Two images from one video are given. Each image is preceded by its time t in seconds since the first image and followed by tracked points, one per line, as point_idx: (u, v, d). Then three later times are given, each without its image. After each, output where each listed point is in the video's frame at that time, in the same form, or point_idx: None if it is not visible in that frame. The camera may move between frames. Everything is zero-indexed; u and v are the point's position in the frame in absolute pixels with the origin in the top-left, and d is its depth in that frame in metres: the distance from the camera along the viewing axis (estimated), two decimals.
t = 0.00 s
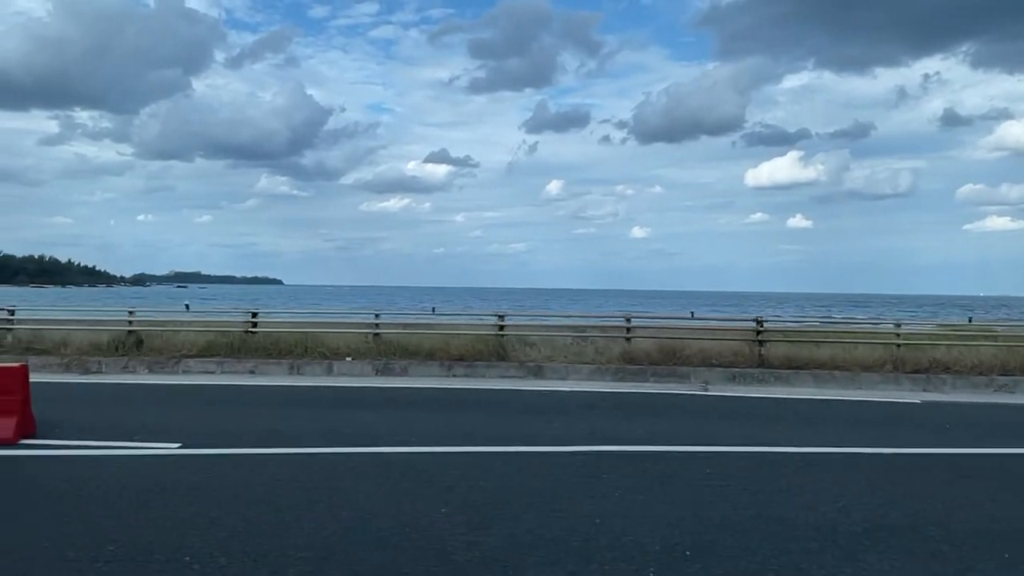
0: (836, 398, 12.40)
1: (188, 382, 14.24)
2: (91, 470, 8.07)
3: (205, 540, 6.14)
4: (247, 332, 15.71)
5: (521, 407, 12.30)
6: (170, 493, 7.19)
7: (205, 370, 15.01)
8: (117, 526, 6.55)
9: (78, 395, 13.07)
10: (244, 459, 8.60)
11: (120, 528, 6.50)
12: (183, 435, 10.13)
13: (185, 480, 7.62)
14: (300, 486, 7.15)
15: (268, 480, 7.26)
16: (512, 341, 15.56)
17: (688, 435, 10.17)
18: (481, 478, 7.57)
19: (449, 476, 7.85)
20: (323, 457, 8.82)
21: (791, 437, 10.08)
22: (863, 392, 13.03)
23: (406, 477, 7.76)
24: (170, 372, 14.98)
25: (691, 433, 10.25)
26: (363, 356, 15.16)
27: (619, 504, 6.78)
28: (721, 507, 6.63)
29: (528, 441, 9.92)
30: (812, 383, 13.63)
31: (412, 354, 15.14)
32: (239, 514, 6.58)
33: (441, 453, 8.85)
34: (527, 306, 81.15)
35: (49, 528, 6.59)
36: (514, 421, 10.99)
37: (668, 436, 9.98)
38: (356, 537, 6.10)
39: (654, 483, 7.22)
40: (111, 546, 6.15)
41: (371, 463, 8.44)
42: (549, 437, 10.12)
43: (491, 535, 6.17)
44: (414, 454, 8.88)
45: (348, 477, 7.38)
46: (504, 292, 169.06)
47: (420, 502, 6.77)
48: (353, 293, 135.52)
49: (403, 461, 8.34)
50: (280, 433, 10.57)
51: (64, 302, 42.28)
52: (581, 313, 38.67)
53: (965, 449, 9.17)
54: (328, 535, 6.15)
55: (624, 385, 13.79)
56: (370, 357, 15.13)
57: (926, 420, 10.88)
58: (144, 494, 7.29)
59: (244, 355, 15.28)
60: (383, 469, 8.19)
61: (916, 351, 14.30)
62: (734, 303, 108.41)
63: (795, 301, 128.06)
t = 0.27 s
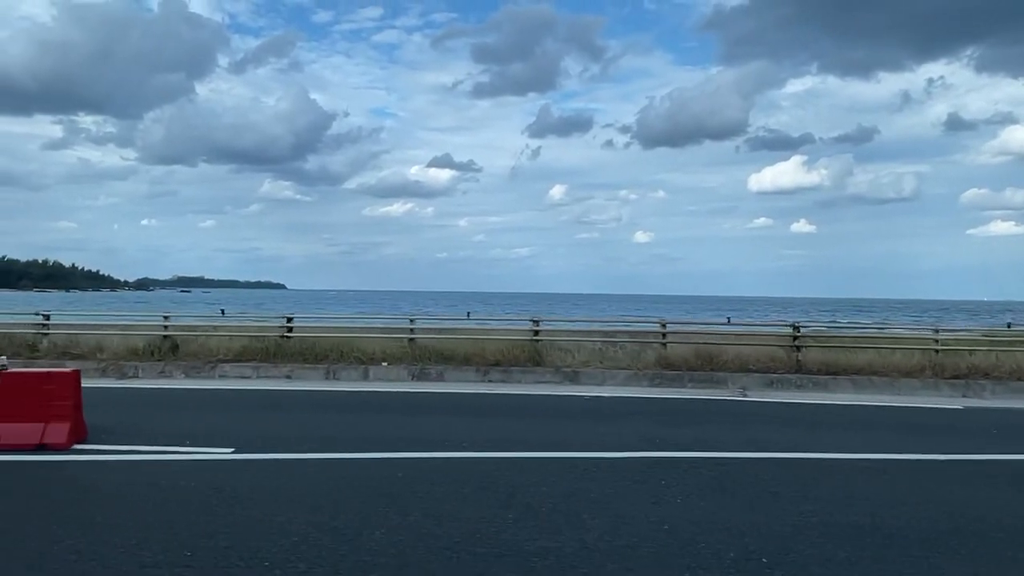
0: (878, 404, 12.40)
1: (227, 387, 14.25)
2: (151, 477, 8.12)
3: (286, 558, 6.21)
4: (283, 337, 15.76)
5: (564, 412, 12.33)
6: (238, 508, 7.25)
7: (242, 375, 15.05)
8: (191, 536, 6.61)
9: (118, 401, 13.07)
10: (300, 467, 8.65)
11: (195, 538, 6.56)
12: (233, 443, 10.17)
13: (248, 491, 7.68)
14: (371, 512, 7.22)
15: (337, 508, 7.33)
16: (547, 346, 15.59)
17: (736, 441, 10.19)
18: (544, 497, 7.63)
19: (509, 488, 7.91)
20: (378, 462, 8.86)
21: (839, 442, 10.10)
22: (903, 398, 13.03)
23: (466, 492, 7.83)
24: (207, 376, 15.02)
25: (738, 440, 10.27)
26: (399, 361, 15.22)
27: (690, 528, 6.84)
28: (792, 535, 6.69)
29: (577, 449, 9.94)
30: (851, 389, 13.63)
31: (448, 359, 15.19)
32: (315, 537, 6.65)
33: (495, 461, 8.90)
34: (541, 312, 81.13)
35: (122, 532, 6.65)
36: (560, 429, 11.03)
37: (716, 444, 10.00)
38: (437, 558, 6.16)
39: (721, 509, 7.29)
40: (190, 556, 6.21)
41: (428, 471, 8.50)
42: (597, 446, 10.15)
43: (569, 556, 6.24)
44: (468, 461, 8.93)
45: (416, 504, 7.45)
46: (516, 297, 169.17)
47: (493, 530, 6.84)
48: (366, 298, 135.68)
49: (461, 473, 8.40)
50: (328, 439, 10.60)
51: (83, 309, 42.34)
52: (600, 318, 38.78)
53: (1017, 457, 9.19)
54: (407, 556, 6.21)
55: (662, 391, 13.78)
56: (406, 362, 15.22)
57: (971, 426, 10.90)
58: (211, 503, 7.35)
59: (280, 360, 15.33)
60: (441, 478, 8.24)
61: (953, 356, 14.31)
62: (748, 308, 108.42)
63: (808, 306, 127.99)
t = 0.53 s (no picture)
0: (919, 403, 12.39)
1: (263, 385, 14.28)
2: (210, 480, 8.14)
3: (359, 556, 6.21)
4: (317, 335, 15.79)
5: (603, 410, 12.33)
6: (301, 509, 7.26)
7: (277, 373, 15.10)
8: (260, 536, 6.62)
9: (158, 398, 13.10)
10: (355, 468, 8.66)
11: (265, 538, 6.57)
12: (282, 441, 10.17)
13: (309, 493, 7.69)
14: (435, 513, 7.22)
15: (400, 509, 7.33)
16: (581, 345, 15.59)
17: (784, 440, 10.18)
18: (604, 496, 7.64)
19: (568, 488, 7.91)
20: (432, 461, 8.87)
21: (889, 440, 10.07)
22: (942, 397, 13.03)
23: (525, 492, 7.82)
24: (242, 374, 15.05)
25: (786, 440, 10.26)
26: (433, 359, 15.25)
27: (757, 527, 6.83)
28: (861, 535, 6.68)
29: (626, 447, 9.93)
30: (888, 387, 13.63)
31: (482, 357, 15.21)
32: (384, 537, 6.65)
33: (548, 459, 8.89)
34: (553, 309, 81.09)
35: (191, 533, 6.66)
36: (607, 429, 11.09)
37: (766, 443, 9.98)
38: (510, 558, 6.16)
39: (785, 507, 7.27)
40: (263, 556, 6.22)
41: (483, 470, 8.50)
42: (645, 445, 10.14)
43: (642, 556, 6.23)
44: (521, 459, 8.93)
45: (478, 505, 7.45)
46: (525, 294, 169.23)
47: (560, 531, 6.83)
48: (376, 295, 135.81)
49: (517, 473, 8.39)
50: (375, 438, 10.60)
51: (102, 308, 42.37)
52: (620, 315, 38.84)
53: None
54: (479, 556, 6.21)
55: (699, 390, 13.79)
56: (440, 360, 15.24)
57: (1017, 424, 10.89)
58: (274, 504, 7.36)
59: (315, 358, 15.36)
60: (498, 477, 8.24)
61: (989, 354, 14.29)
62: (758, 305, 108.40)
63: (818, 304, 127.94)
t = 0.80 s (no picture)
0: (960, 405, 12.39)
1: (300, 387, 14.30)
2: (269, 481, 8.16)
3: (434, 560, 6.20)
4: (351, 337, 15.82)
5: (645, 411, 12.34)
6: (365, 511, 7.28)
7: (313, 374, 15.14)
8: (331, 540, 6.62)
9: (198, 400, 13.13)
10: (412, 470, 8.67)
11: (336, 541, 6.56)
12: (333, 443, 10.18)
13: (370, 497, 7.69)
14: (499, 515, 7.22)
15: (465, 512, 7.33)
16: (616, 346, 15.59)
17: (836, 444, 10.16)
18: (665, 499, 7.66)
19: (627, 491, 7.90)
20: (486, 464, 8.87)
21: (942, 444, 10.03)
22: (982, 399, 13.03)
23: (586, 494, 7.82)
24: (278, 376, 15.08)
25: (837, 444, 10.23)
26: (468, 361, 15.24)
27: (824, 530, 6.83)
28: (933, 538, 6.68)
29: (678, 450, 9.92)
30: (926, 390, 13.63)
31: (518, 359, 15.20)
32: (455, 540, 6.65)
33: (603, 462, 8.89)
34: (566, 310, 81.07)
35: (260, 537, 6.66)
36: (652, 431, 11.11)
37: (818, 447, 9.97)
38: (586, 562, 6.15)
39: (849, 510, 7.27)
40: (337, 559, 6.21)
41: (540, 473, 8.50)
42: (695, 448, 10.13)
43: (718, 561, 6.22)
44: (576, 461, 8.92)
45: (542, 507, 7.44)
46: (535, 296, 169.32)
47: (629, 534, 6.83)
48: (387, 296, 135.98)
49: (574, 475, 8.39)
50: (423, 438, 10.63)
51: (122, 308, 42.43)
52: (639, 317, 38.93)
53: None
54: (553, 559, 6.23)
55: (737, 392, 13.78)
56: (475, 362, 15.23)
57: None
58: (337, 506, 7.36)
59: (350, 360, 15.40)
60: (556, 480, 8.24)
61: None
62: (770, 307, 108.38)
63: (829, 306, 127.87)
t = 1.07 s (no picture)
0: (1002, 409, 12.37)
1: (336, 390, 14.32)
2: (328, 484, 8.16)
3: (509, 564, 6.20)
4: (386, 340, 15.84)
5: (686, 414, 12.34)
6: (429, 514, 7.29)
7: (347, 378, 15.15)
8: (400, 544, 6.61)
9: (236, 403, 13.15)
10: (467, 471, 8.66)
11: (406, 545, 6.57)
12: (382, 446, 10.19)
13: (430, 501, 7.69)
14: (564, 519, 7.21)
15: (529, 516, 7.32)
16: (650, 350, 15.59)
17: (886, 448, 10.15)
18: (725, 501, 7.66)
19: (687, 494, 7.89)
20: (540, 468, 8.87)
21: (992, 448, 10.02)
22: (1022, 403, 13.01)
23: (647, 497, 7.81)
24: (313, 379, 15.09)
25: (886, 448, 10.21)
26: (503, 364, 15.25)
27: (891, 533, 6.82)
28: (1002, 542, 6.66)
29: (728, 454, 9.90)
30: (964, 394, 13.61)
31: (552, 363, 15.20)
32: (524, 544, 6.64)
33: (657, 466, 8.88)
34: (578, 313, 81.02)
35: (329, 540, 6.66)
36: (697, 434, 11.11)
37: (867, 451, 9.95)
38: (660, 566, 6.14)
39: (915, 513, 7.25)
40: (410, 563, 6.21)
41: (596, 476, 8.49)
42: (745, 451, 10.12)
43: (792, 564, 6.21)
44: (630, 465, 8.91)
45: (606, 510, 7.43)
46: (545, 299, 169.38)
47: (697, 537, 6.82)
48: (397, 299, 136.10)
49: (631, 478, 8.39)
50: (470, 441, 10.65)
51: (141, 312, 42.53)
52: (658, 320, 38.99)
53: None
54: (623, 562, 6.24)
55: (774, 396, 13.76)
56: (510, 365, 15.23)
57: None
58: (400, 510, 7.36)
59: (385, 363, 15.42)
60: (614, 484, 8.23)
61: None
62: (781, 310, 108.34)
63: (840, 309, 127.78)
